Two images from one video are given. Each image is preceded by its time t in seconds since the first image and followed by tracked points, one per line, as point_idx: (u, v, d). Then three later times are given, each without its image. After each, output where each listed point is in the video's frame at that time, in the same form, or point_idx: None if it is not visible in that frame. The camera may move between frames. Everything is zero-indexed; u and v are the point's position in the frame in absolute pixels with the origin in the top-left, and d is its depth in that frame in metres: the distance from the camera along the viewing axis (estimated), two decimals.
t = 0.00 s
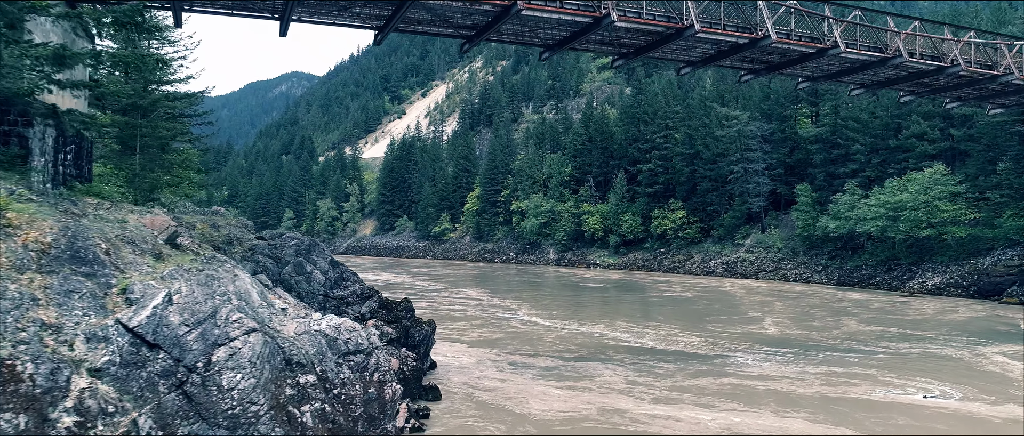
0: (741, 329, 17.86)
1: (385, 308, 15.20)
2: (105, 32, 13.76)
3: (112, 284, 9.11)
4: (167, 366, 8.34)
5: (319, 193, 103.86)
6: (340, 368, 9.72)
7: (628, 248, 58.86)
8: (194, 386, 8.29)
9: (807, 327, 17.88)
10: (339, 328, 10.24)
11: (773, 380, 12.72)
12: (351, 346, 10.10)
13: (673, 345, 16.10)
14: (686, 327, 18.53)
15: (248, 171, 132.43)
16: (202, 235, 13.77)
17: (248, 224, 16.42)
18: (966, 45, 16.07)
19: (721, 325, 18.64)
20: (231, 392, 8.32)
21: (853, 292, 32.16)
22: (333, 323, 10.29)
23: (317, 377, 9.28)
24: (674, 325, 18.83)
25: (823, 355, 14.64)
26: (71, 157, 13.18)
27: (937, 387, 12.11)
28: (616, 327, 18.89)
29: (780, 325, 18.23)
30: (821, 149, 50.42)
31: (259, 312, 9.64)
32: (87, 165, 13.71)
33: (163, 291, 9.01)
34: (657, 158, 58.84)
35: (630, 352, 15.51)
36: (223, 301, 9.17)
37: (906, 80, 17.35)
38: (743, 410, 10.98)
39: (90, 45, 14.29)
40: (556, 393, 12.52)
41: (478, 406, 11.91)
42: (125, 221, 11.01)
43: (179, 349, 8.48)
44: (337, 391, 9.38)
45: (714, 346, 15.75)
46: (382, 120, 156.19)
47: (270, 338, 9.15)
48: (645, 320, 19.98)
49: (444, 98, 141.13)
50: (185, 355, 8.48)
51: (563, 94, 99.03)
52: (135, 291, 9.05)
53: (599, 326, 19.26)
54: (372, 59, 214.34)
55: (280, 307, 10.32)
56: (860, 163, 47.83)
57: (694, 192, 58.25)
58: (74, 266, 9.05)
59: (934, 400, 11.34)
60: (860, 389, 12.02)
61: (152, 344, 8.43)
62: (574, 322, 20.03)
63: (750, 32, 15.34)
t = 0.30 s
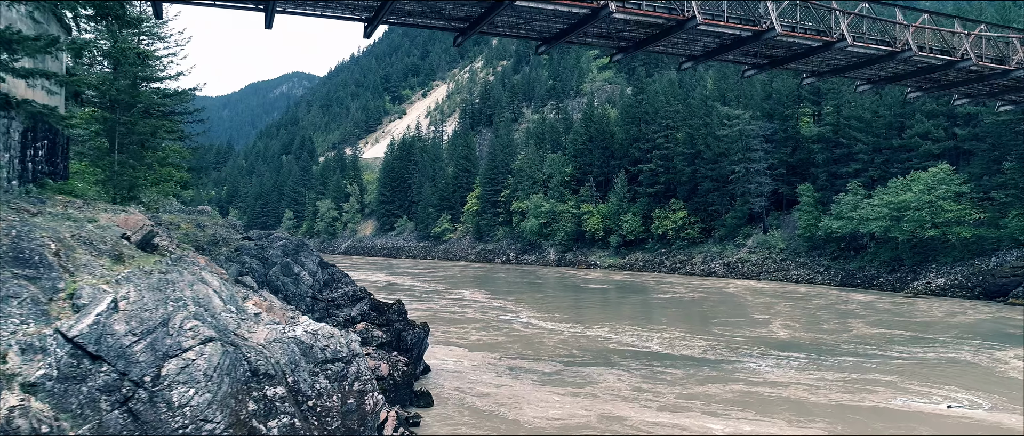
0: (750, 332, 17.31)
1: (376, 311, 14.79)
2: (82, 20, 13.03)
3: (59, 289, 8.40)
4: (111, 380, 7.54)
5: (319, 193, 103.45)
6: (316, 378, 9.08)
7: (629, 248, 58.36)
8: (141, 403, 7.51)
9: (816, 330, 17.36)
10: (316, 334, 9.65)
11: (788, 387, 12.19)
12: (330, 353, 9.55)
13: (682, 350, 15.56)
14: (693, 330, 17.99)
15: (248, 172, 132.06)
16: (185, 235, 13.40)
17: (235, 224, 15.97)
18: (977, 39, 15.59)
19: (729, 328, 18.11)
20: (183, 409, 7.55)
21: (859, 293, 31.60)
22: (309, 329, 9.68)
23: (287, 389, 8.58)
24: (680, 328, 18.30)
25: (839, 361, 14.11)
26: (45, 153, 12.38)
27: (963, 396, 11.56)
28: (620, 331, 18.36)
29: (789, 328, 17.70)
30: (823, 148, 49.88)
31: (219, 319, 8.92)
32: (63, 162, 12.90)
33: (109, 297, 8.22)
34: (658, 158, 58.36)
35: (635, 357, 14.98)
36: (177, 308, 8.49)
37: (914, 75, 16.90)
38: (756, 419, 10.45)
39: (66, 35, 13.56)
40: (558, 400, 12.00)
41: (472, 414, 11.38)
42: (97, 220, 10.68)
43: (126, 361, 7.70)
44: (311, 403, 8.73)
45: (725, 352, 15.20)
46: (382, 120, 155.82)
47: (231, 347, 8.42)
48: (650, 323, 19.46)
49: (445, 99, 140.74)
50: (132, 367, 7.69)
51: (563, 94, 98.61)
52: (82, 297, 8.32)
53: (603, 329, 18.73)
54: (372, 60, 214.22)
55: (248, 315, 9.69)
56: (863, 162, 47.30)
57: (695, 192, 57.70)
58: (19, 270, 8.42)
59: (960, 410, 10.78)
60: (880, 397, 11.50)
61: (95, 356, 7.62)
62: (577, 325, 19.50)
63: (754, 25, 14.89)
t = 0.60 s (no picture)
0: (759, 337, 16.70)
1: (365, 313, 14.24)
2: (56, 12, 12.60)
3: None
4: (27, 401, 6.85)
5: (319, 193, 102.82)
6: (281, 391, 8.59)
7: (630, 249, 57.77)
8: (59, 427, 6.82)
9: (828, 334, 16.76)
10: (283, 342, 9.16)
11: (806, 396, 11.59)
12: (298, 363, 9.01)
13: (692, 355, 14.97)
14: (701, 334, 17.40)
15: (248, 172, 131.54)
16: (164, 235, 12.86)
17: (218, 224, 15.39)
18: (991, 31, 15.08)
19: (738, 332, 17.51)
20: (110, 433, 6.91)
21: (866, 295, 31.00)
22: (276, 337, 9.20)
23: (242, 406, 8.05)
24: (687, 332, 17.72)
25: (857, 367, 13.48)
26: (9, 149, 11.97)
27: (993, 406, 10.92)
28: (624, 335, 17.78)
29: (800, 332, 17.11)
30: (825, 148, 49.28)
31: (162, 328, 8.27)
32: (26, 158, 12.51)
33: (30, 302, 7.49)
34: (659, 158, 57.80)
35: (641, 363, 14.39)
36: (111, 317, 7.83)
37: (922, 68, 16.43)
38: (770, 431, 9.86)
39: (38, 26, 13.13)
40: (560, 409, 11.40)
41: (466, 422, 10.83)
42: (59, 218, 9.84)
43: (44, 380, 7.00)
44: (278, 418, 8.32)
45: (736, 358, 14.59)
46: (382, 120, 155.37)
47: (171, 362, 7.80)
48: (656, 327, 18.88)
49: (445, 99, 140.28)
50: (51, 386, 7.00)
51: (564, 94, 98.07)
52: (5, 304, 7.32)
53: (607, 333, 18.15)
54: (373, 60, 213.81)
55: (208, 323, 9.17)
56: (866, 162, 46.69)
57: (696, 191, 57.07)
58: None
59: (992, 422, 10.15)
60: (904, 407, 10.88)
61: (9, 374, 6.90)
62: (581, 329, 18.92)
63: (759, 15, 14.35)
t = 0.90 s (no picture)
0: (770, 341, 16.06)
1: (353, 317, 13.74)
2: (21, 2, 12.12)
3: None
4: None
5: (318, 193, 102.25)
6: (235, 408, 7.94)
7: (630, 249, 57.20)
8: None
9: (840, 338, 16.15)
10: (243, 353, 8.58)
11: (826, 406, 10.96)
12: (262, 375, 8.44)
13: (703, 361, 14.33)
14: (710, 338, 16.79)
15: (248, 172, 131.04)
16: (142, 235, 12.29)
17: (201, 223, 14.89)
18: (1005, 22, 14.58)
19: (748, 335, 16.93)
20: None
21: (873, 296, 30.37)
22: (235, 348, 8.62)
23: (187, 426, 7.38)
24: (694, 336, 17.11)
25: (880, 375, 12.82)
26: None
27: None
28: (629, 338, 17.19)
29: (813, 336, 16.49)
30: (828, 147, 48.65)
31: (91, 339, 7.57)
32: None
33: None
34: (660, 158, 57.16)
35: (648, 370, 13.76)
36: (26, 328, 7.11)
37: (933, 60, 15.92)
38: None
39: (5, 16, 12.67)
40: (561, 418, 10.81)
41: (459, 432, 10.24)
42: (15, 216, 9.25)
43: None
44: None
45: (750, 364, 13.96)
46: (382, 120, 154.79)
47: (97, 379, 7.08)
48: (662, 329, 18.29)
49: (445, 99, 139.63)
50: None
51: (564, 94, 97.38)
52: None
53: (612, 336, 17.56)
54: (375, 60, 213.13)
55: (158, 332, 8.70)
56: (869, 161, 46.03)
57: (698, 191, 56.45)
58: None
59: None
60: (932, 418, 10.24)
61: None
62: (585, 333, 18.32)
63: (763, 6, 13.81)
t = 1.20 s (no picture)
0: (782, 346, 15.52)
1: (342, 319, 13.30)
2: None
3: None
4: None
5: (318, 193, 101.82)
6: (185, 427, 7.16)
7: (631, 249, 56.73)
8: None
9: (852, 342, 15.62)
10: (201, 364, 7.83)
11: (845, 417, 10.43)
12: (223, 388, 7.75)
13: (713, 367, 13.80)
14: (719, 342, 16.25)
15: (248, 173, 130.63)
16: (121, 235, 11.85)
17: (186, 223, 14.47)
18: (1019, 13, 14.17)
19: (757, 339, 16.40)
20: None
21: (880, 298, 29.85)
22: (192, 358, 7.86)
23: None
24: (702, 340, 16.59)
25: (902, 382, 12.27)
26: None
27: None
28: (634, 342, 16.68)
29: (825, 340, 15.96)
30: (831, 146, 48.15)
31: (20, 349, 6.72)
32: None
33: None
34: (661, 157, 56.64)
35: (655, 376, 13.24)
36: None
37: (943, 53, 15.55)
38: None
39: None
40: (562, 427, 10.30)
41: None
42: None
43: None
44: None
45: (763, 370, 13.42)
46: (382, 120, 154.32)
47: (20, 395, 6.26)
48: (669, 332, 17.76)
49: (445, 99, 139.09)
50: None
51: (565, 94, 96.80)
52: None
53: (616, 340, 17.05)
54: (375, 60, 212.81)
55: (106, 341, 7.78)
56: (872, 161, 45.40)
57: (699, 191, 55.93)
58: None
59: None
60: (958, 430, 9.70)
61: None
62: (587, 336, 17.82)
63: None
